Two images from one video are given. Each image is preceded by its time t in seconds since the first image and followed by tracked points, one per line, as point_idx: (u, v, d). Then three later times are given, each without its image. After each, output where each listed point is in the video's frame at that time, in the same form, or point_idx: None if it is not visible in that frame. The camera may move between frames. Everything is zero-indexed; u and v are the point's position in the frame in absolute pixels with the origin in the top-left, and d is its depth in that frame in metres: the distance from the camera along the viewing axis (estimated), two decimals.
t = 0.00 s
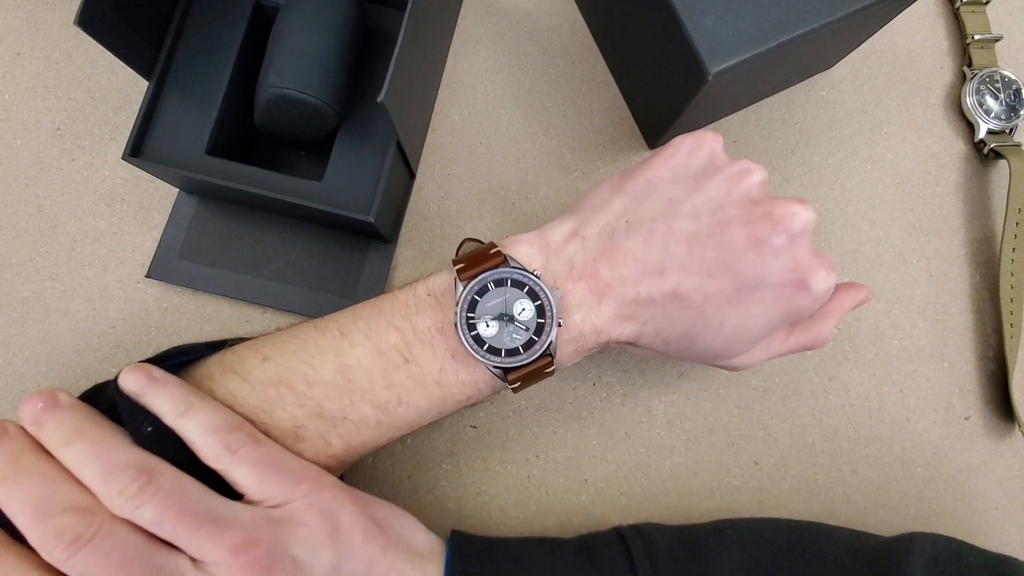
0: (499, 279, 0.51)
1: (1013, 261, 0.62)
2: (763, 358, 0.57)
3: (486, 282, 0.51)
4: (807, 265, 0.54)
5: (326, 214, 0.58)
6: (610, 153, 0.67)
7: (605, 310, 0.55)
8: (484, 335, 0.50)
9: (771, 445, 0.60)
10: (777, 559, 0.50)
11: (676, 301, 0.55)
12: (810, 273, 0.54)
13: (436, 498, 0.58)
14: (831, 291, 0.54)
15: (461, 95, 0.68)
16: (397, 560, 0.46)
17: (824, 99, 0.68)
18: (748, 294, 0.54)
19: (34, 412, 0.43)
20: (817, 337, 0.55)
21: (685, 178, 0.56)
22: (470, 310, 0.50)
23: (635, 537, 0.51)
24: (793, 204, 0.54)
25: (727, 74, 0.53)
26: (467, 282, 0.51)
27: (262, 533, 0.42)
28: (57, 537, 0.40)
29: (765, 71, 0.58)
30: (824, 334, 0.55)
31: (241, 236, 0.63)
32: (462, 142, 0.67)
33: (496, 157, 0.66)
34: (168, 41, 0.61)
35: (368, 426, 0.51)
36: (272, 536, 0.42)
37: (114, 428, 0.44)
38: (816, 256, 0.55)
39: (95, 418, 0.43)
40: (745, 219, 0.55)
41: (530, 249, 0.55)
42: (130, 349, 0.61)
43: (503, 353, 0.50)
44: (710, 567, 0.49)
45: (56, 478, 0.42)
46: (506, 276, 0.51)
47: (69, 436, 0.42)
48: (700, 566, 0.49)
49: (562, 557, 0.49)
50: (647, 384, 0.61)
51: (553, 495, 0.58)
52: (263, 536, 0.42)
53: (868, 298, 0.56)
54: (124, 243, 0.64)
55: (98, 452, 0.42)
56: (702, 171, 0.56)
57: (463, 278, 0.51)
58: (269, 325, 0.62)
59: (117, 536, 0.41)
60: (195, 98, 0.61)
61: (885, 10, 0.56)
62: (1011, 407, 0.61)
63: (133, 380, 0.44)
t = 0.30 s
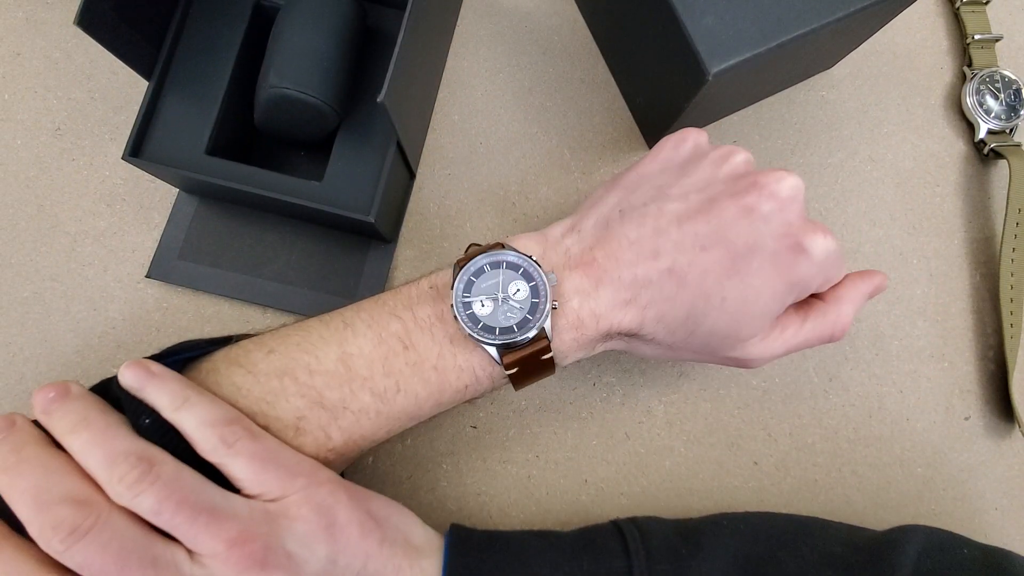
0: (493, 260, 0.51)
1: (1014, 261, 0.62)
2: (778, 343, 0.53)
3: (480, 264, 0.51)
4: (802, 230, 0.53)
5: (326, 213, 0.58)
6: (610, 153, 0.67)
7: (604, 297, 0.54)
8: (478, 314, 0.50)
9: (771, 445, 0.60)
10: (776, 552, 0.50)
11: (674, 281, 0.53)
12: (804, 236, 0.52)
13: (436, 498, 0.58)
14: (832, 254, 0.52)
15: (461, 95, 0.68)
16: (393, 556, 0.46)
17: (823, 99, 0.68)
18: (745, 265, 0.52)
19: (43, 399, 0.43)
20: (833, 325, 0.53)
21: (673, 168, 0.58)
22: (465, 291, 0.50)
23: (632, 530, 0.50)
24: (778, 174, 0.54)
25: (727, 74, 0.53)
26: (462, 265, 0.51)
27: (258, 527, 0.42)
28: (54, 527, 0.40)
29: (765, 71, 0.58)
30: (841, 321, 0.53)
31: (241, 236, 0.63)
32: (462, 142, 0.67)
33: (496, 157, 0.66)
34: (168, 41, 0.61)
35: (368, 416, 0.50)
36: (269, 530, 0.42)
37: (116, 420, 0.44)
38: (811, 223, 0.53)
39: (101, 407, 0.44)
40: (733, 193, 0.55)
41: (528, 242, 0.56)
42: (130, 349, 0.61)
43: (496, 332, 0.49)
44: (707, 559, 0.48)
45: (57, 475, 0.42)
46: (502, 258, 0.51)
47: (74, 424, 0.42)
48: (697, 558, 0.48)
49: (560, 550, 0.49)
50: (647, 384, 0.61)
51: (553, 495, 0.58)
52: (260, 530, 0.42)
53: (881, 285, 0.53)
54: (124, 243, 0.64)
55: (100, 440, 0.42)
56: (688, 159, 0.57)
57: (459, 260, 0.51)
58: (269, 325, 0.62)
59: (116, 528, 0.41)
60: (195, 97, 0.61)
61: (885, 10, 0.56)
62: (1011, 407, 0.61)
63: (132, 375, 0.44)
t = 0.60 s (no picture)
0: (491, 254, 0.51)
1: (1013, 261, 0.62)
2: (784, 330, 0.53)
3: (478, 257, 0.51)
4: (796, 211, 0.53)
5: (326, 213, 0.58)
6: (610, 153, 0.67)
7: (603, 291, 0.54)
8: (475, 305, 0.50)
9: (771, 445, 0.60)
10: (776, 553, 0.50)
11: (673, 270, 0.53)
12: (797, 215, 0.53)
13: (436, 498, 0.58)
14: (827, 232, 0.52)
15: (461, 95, 0.68)
16: (393, 559, 0.46)
17: (823, 99, 0.68)
18: (743, 247, 0.52)
19: (47, 402, 0.43)
20: (841, 315, 0.53)
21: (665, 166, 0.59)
22: (463, 283, 0.51)
23: (632, 530, 0.50)
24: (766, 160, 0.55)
25: (727, 74, 0.53)
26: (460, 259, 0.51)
27: (259, 530, 0.42)
28: (54, 531, 0.40)
29: (766, 71, 0.58)
30: (850, 309, 0.53)
31: (241, 236, 0.63)
32: (462, 142, 0.67)
33: (496, 157, 0.66)
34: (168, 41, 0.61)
35: (368, 415, 0.50)
36: (269, 533, 0.42)
37: (117, 421, 0.44)
38: (805, 204, 0.54)
39: (103, 410, 0.44)
40: (724, 181, 0.56)
41: (527, 242, 0.57)
42: (130, 349, 0.61)
43: (492, 322, 0.49)
44: (707, 560, 0.49)
45: (58, 475, 0.42)
46: (499, 253, 0.51)
47: (75, 427, 0.43)
48: (697, 559, 0.49)
49: (560, 550, 0.49)
50: (647, 384, 0.61)
51: (553, 495, 0.58)
52: (260, 533, 0.42)
53: (884, 274, 0.54)
54: (124, 243, 0.64)
55: (101, 443, 0.42)
56: (679, 156, 0.59)
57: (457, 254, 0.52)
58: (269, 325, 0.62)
59: (115, 531, 0.40)
60: (195, 98, 0.61)
61: (886, 10, 0.56)
62: (1011, 407, 0.61)
63: (133, 378, 0.44)
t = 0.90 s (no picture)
0: (491, 252, 0.51)
1: (1013, 261, 0.62)
2: (781, 327, 0.53)
3: (477, 256, 0.51)
4: (794, 210, 0.53)
5: (327, 213, 0.58)
6: (610, 153, 0.67)
7: (603, 288, 0.54)
8: (475, 304, 0.50)
9: (771, 445, 0.60)
10: (776, 553, 0.50)
11: (673, 269, 0.53)
12: (796, 215, 0.53)
13: (436, 498, 0.58)
14: (825, 231, 0.52)
15: (460, 95, 0.68)
16: (394, 559, 0.46)
17: (823, 99, 0.68)
18: (743, 246, 0.52)
19: (48, 402, 0.43)
20: (834, 311, 0.53)
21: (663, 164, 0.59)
22: (462, 282, 0.51)
23: (632, 529, 0.50)
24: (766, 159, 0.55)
25: (727, 74, 0.53)
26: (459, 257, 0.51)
27: (260, 529, 0.42)
28: (55, 530, 0.40)
29: (766, 70, 0.58)
30: (842, 306, 0.53)
31: (241, 236, 0.63)
32: (462, 142, 0.67)
33: (496, 157, 0.66)
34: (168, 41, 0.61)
35: (369, 413, 0.50)
36: (270, 532, 0.42)
37: (117, 421, 0.44)
38: (802, 204, 0.54)
39: (104, 410, 0.44)
40: (726, 179, 0.55)
41: (526, 241, 0.57)
42: (130, 349, 0.61)
43: (492, 321, 0.49)
44: (707, 559, 0.49)
45: (58, 475, 0.42)
46: (499, 251, 0.51)
47: (76, 427, 0.43)
48: (697, 558, 0.49)
49: (561, 550, 0.49)
50: (647, 384, 0.61)
51: (553, 495, 0.58)
52: (262, 532, 0.42)
53: (875, 271, 0.53)
54: (124, 243, 0.64)
55: (102, 443, 0.42)
56: (679, 153, 0.58)
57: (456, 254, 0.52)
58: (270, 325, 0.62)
59: (115, 531, 0.41)
60: (195, 98, 0.61)
61: (886, 10, 0.56)
62: (1011, 407, 0.61)
63: (134, 378, 0.44)
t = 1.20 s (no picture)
0: (494, 262, 0.51)
1: (1013, 261, 0.62)
2: (774, 341, 0.54)
3: (481, 265, 0.51)
4: (800, 230, 0.53)
5: (327, 213, 0.58)
6: (610, 153, 0.67)
7: (605, 295, 0.54)
8: (479, 316, 0.50)
9: (771, 445, 0.60)
10: (776, 554, 0.50)
11: (675, 278, 0.54)
12: (802, 236, 0.53)
13: (436, 498, 0.58)
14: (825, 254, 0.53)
15: (461, 95, 0.68)
16: (394, 558, 0.46)
17: (823, 100, 0.68)
18: (747, 263, 0.53)
19: (47, 402, 0.43)
20: (818, 320, 0.54)
21: (672, 169, 0.58)
22: (466, 292, 0.50)
23: (632, 529, 0.50)
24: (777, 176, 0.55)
25: (727, 74, 0.53)
26: (463, 266, 0.51)
27: (261, 528, 0.42)
28: (55, 530, 0.40)
29: (766, 70, 0.58)
30: (825, 315, 0.54)
31: (241, 236, 0.63)
32: (462, 142, 0.67)
33: (496, 157, 0.66)
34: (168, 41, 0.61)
35: (370, 416, 0.50)
36: (271, 531, 0.42)
37: (116, 420, 0.44)
38: (808, 224, 0.54)
39: (103, 410, 0.44)
40: (735, 193, 0.55)
41: (527, 242, 0.56)
42: (130, 349, 0.61)
43: (498, 333, 0.49)
44: (707, 559, 0.49)
45: (58, 474, 0.42)
46: (502, 259, 0.51)
47: (75, 427, 0.43)
48: (697, 558, 0.48)
49: (560, 550, 0.49)
50: (647, 384, 0.61)
51: (553, 495, 0.58)
52: (262, 531, 0.42)
53: (859, 280, 0.54)
54: (124, 243, 0.64)
55: (101, 442, 0.42)
56: (688, 159, 0.58)
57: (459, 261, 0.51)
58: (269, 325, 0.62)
59: (115, 531, 0.40)
60: (195, 98, 0.61)
61: (886, 10, 0.56)
62: (1011, 407, 0.61)
63: (134, 377, 0.44)
